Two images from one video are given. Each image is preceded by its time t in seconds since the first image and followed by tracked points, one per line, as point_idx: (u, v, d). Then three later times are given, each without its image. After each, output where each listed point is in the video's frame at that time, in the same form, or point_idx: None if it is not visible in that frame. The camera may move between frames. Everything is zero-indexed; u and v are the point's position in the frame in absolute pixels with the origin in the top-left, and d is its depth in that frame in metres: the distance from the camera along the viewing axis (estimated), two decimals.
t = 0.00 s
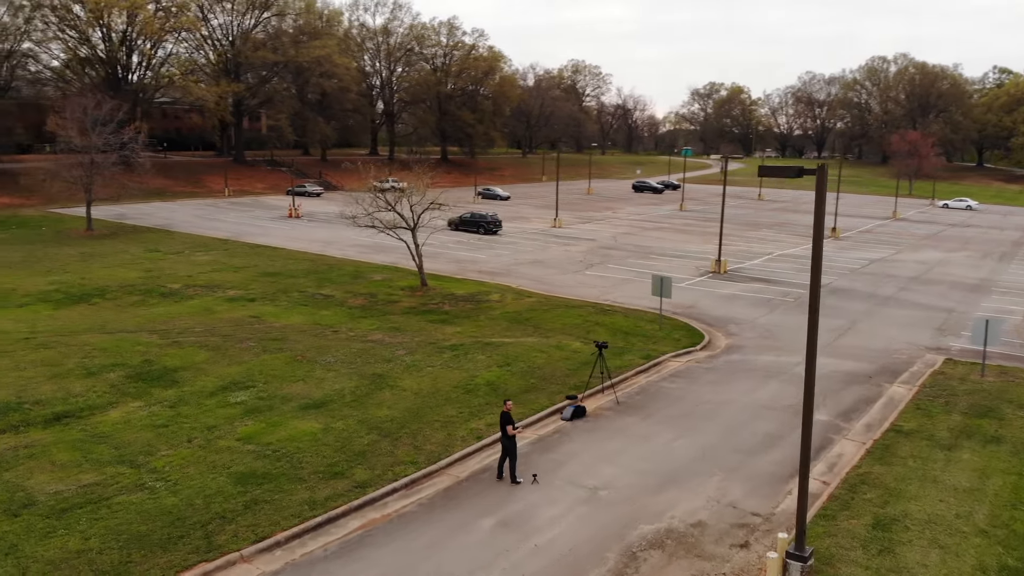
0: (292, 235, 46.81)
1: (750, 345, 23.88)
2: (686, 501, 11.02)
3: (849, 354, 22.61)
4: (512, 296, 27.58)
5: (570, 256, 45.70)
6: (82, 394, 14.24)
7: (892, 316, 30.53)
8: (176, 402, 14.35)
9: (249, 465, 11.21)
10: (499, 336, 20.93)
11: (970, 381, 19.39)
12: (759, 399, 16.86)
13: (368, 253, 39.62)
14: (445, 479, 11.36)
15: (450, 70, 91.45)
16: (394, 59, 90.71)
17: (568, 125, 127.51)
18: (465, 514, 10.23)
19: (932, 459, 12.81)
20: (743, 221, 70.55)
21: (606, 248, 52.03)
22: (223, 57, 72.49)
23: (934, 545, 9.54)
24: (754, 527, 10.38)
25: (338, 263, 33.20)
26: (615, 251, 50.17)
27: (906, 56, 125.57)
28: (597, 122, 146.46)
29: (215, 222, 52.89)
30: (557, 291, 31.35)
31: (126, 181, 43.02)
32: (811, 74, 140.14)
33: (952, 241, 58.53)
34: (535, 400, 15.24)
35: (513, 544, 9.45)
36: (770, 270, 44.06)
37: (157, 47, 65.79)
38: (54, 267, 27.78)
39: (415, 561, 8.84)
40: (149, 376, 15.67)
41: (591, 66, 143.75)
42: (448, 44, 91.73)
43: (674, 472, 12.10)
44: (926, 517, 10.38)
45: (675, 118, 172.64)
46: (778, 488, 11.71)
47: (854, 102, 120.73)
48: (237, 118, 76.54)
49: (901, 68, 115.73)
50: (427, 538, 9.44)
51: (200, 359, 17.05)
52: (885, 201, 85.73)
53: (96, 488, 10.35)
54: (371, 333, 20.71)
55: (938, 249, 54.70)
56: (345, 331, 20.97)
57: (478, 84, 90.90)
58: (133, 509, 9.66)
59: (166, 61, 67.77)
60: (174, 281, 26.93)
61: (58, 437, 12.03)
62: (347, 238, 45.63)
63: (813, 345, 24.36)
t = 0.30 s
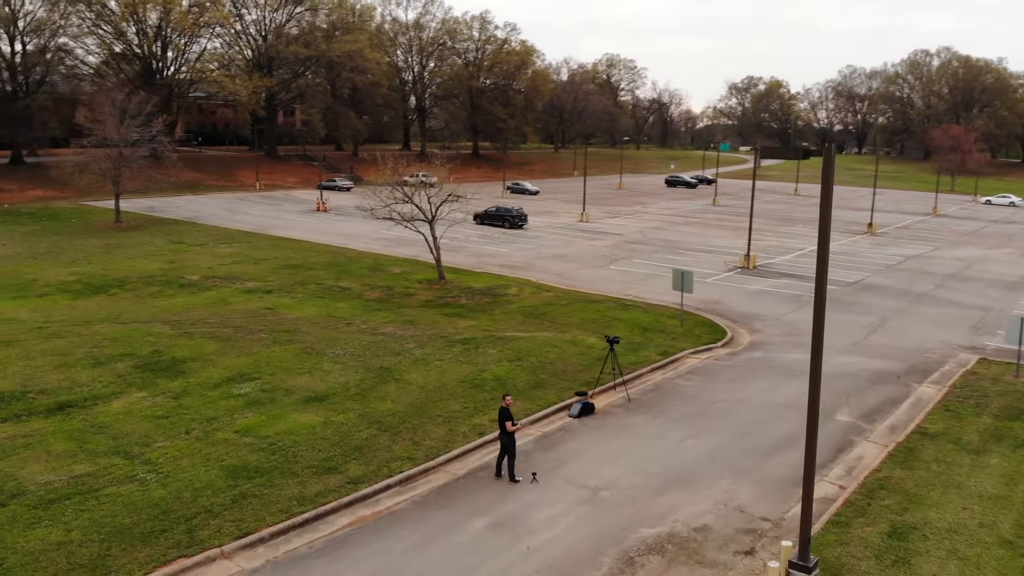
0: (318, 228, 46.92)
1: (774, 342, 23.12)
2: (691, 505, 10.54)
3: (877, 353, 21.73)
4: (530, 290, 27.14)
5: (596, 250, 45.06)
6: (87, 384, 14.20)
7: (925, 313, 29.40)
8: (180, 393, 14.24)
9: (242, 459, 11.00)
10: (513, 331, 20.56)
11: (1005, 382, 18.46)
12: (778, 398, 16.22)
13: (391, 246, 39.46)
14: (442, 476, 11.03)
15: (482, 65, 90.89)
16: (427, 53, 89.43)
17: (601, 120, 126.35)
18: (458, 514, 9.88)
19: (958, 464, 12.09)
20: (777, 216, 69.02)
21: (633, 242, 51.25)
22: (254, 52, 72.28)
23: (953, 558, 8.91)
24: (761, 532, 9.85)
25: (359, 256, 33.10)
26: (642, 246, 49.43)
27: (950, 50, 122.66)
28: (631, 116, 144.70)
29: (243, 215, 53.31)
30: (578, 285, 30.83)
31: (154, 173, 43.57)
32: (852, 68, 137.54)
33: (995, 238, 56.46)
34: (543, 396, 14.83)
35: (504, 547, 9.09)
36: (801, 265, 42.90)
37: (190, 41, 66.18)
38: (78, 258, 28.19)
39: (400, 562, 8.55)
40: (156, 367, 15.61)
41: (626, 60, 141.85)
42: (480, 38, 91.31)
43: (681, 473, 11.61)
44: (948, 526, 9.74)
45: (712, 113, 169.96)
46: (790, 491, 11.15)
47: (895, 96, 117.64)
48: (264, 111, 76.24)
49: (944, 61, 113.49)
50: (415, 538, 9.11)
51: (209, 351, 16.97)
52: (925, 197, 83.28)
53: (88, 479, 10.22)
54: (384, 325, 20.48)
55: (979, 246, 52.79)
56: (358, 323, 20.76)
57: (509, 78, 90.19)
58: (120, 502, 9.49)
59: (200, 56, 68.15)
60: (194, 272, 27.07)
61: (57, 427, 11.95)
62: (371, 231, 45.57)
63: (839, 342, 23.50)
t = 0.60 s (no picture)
0: (344, 220, 46.97)
1: (799, 338, 22.33)
2: (696, 507, 10.05)
3: (908, 350, 20.80)
4: (550, 283, 26.67)
5: (622, 244, 44.28)
6: (94, 372, 14.19)
7: (962, 310, 28.16)
8: (184, 382, 14.16)
9: (236, 450, 10.81)
10: (528, 323, 20.19)
11: None
12: (799, 396, 15.54)
13: (413, 238, 39.25)
14: (439, 471, 10.74)
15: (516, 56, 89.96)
16: (461, 46, 89.28)
17: (636, 112, 124.93)
18: (450, 511, 9.54)
19: (985, 469, 11.37)
20: (813, 210, 67.24)
21: (662, 235, 50.31)
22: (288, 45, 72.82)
23: (972, 571, 8.30)
24: (768, 538, 9.33)
25: (380, 248, 32.92)
26: (671, 239, 48.48)
27: (996, 42, 120.18)
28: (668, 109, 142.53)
29: (271, 207, 53.64)
30: (599, 279, 30.26)
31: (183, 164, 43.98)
32: (896, 60, 134.42)
33: None
34: (551, 390, 14.42)
35: (494, 547, 8.72)
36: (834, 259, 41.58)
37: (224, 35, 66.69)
38: (103, 248, 28.49)
39: (384, 561, 8.22)
40: (165, 356, 15.56)
41: (664, 52, 139.15)
42: (515, 31, 90.69)
43: (688, 474, 11.11)
44: (970, 535, 9.10)
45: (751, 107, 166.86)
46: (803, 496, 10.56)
47: (941, 88, 115.47)
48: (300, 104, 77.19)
49: (991, 53, 111.78)
50: (402, 536, 8.80)
51: (219, 340, 16.90)
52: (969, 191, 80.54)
53: (81, 467, 10.11)
54: (397, 316, 20.29)
55: None
56: (372, 314, 20.57)
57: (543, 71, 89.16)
58: (109, 492, 9.35)
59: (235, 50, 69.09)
60: (215, 262, 27.16)
61: (58, 415, 11.92)
62: (396, 223, 45.42)
63: (869, 337, 22.59)
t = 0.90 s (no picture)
0: (372, 211, 46.99)
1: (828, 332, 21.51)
2: (703, 510, 9.54)
3: (944, 348, 19.84)
4: (572, 274, 26.17)
5: (652, 236, 43.50)
6: (103, 359, 14.18)
7: (1004, 306, 26.90)
8: (190, 370, 14.06)
9: (232, 440, 10.62)
10: (544, 315, 19.75)
11: None
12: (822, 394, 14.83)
13: (439, 229, 39.00)
14: (436, 466, 10.38)
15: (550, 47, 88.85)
16: (496, 37, 87.77)
17: (673, 104, 122.73)
18: (442, 508, 9.17)
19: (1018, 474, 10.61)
20: (852, 203, 65.31)
21: (693, 228, 49.30)
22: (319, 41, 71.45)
23: None
24: (776, 544, 8.80)
25: (404, 238, 32.72)
26: (702, 231, 47.45)
27: None
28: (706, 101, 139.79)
29: (302, 198, 53.95)
30: (625, 271, 29.67)
31: (214, 155, 44.39)
32: (944, 50, 129.75)
33: None
34: (561, 384, 13.98)
35: (484, 547, 8.31)
36: (871, 253, 40.22)
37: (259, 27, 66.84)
38: (129, 236, 28.81)
39: (367, 558, 7.88)
40: (175, 344, 15.50)
41: (703, 44, 136.30)
42: (550, 21, 89.56)
43: (697, 475, 10.57)
44: (998, 547, 8.44)
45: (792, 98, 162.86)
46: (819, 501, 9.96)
47: (991, 80, 111.14)
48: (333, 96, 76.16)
49: None
50: (389, 533, 8.45)
51: (231, 329, 16.82)
52: (1018, 185, 77.41)
53: (74, 455, 9.99)
54: (412, 307, 20.00)
55: None
56: (387, 304, 20.33)
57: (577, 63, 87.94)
58: (96, 481, 9.19)
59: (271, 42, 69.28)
60: (238, 252, 27.23)
61: (60, 402, 11.88)
62: (423, 215, 45.23)
63: (903, 333, 21.64)
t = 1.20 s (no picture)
0: (401, 201, 46.90)
1: (861, 327, 20.63)
2: (710, 512, 9.03)
3: (984, 345, 18.84)
4: (596, 265, 25.61)
5: (684, 227, 42.56)
6: (113, 345, 14.15)
7: None
8: (199, 357, 13.95)
9: (228, 429, 10.42)
10: (563, 306, 19.25)
11: None
12: (848, 392, 14.11)
13: (467, 219, 38.66)
14: (433, 459, 10.05)
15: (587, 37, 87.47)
16: (534, 28, 86.69)
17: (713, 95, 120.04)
18: (434, 505, 8.83)
19: None
20: (895, 195, 63.15)
21: (728, 219, 48.13)
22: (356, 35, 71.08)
23: None
24: (786, 551, 8.25)
25: (429, 228, 32.48)
26: (737, 222, 46.29)
27: None
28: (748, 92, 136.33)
29: (333, 188, 54.15)
30: (652, 262, 28.99)
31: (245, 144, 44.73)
32: (997, 39, 124.64)
33: None
34: (572, 377, 13.51)
35: (472, 547, 7.94)
36: (913, 246, 38.72)
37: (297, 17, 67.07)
38: (159, 225, 29.12)
39: (348, 557, 7.58)
40: (187, 331, 15.44)
41: (746, 34, 130.73)
42: (587, 11, 88.11)
43: (707, 475, 10.03)
44: None
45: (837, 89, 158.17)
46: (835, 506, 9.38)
47: None
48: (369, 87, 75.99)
49: None
50: (374, 531, 8.13)
51: (244, 316, 16.72)
52: None
53: (69, 441, 9.89)
54: (429, 297, 19.65)
55: None
56: (404, 293, 20.05)
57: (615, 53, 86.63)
58: (85, 468, 9.05)
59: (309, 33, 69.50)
60: (262, 240, 27.29)
61: (65, 387, 11.85)
62: (452, 205, 44.94)
63: (940, 329, 20.65)
